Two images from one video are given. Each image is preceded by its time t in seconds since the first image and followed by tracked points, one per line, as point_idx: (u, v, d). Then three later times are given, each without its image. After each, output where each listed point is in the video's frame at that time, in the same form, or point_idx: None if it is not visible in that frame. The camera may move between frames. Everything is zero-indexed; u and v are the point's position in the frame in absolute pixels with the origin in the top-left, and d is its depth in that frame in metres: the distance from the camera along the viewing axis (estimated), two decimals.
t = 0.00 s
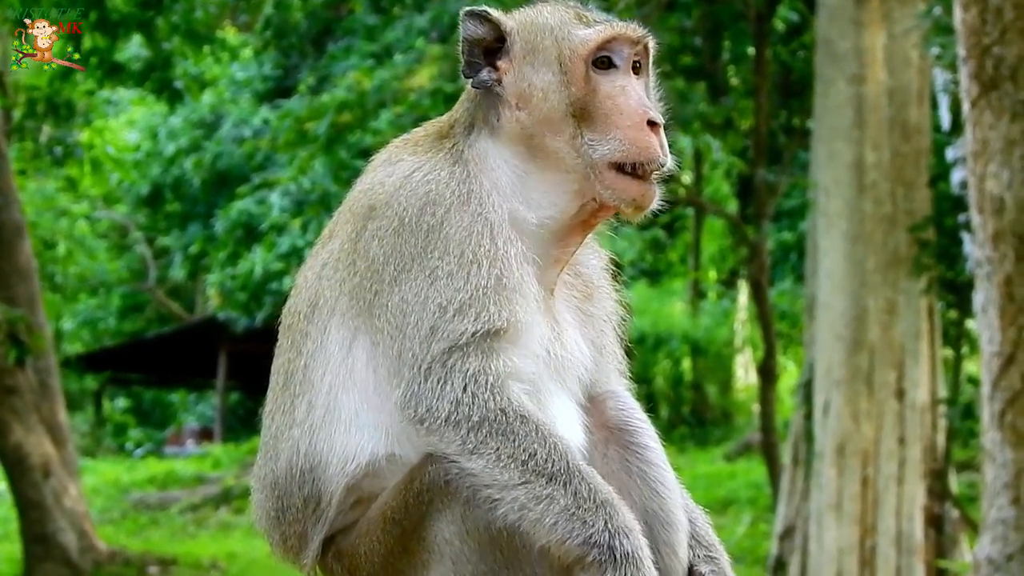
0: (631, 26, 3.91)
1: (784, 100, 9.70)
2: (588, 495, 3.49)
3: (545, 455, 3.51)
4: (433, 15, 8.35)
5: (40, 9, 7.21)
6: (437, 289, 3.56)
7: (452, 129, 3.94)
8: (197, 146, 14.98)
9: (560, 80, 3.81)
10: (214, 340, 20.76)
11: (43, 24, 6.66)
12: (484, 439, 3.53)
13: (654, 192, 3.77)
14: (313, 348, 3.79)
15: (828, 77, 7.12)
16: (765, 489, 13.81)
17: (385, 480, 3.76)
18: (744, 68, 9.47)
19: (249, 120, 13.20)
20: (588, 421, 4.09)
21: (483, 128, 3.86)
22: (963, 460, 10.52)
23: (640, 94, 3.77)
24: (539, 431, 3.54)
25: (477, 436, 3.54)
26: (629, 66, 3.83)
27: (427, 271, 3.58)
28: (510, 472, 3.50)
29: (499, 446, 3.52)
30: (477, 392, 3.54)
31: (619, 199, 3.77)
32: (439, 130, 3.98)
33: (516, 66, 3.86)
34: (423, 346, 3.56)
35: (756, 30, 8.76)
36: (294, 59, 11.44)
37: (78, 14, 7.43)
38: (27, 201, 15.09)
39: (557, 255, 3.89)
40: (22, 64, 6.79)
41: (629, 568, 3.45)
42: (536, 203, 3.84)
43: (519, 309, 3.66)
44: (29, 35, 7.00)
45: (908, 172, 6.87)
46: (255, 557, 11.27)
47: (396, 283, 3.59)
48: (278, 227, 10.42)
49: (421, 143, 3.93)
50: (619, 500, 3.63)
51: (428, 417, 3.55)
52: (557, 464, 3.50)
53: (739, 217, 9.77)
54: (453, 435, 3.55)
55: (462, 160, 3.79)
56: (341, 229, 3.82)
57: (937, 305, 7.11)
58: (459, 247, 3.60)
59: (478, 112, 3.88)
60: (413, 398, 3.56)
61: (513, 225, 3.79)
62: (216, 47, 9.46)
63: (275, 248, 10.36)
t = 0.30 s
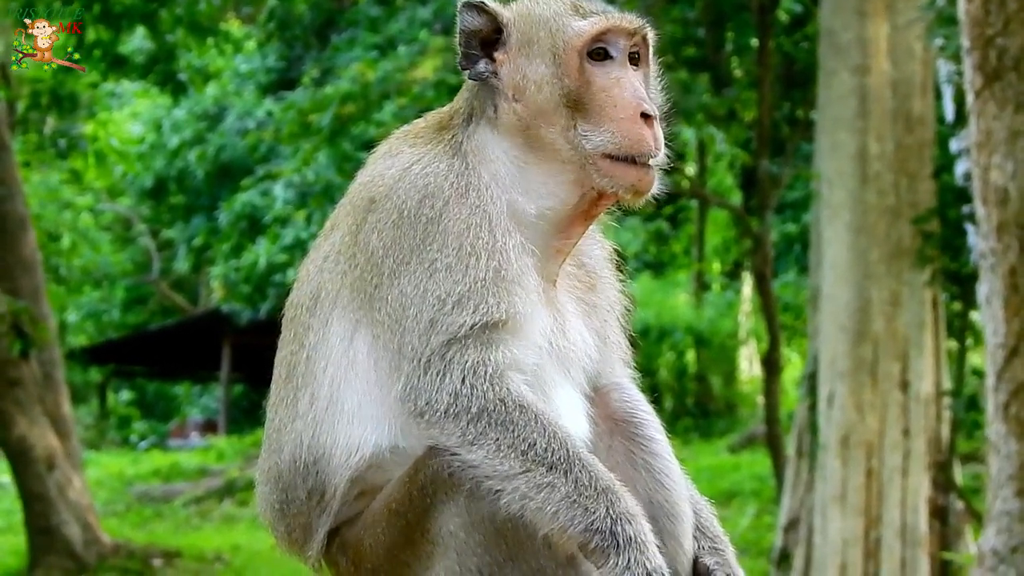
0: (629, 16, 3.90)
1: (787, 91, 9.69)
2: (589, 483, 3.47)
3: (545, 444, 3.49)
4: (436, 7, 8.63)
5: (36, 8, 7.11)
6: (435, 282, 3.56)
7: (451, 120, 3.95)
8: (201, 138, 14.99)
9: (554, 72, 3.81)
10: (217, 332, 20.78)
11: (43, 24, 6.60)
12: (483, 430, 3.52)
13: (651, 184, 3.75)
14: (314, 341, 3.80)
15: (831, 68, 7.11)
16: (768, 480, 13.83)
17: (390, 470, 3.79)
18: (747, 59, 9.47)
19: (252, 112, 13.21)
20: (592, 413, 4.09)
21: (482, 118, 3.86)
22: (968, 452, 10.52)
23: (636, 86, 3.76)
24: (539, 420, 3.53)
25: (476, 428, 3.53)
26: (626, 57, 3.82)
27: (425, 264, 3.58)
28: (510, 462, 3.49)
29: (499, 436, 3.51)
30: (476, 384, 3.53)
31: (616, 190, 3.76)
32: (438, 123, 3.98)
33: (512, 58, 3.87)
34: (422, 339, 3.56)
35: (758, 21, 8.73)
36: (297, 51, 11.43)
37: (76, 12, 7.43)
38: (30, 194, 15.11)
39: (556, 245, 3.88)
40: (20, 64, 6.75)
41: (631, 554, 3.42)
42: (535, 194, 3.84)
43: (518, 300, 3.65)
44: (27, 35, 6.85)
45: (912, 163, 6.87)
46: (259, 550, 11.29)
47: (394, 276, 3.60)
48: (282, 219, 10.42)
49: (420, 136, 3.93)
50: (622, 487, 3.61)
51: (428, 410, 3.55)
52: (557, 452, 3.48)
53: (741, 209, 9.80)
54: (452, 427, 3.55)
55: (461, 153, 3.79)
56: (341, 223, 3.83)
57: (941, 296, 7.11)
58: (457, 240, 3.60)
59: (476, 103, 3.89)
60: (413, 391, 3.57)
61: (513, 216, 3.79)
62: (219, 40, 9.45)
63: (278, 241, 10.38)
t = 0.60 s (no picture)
0: (626, 14, 3.87)
1: (794, 89, 9.67)
2: (593, 475, 3.45)
3: (547, 439, 3.48)
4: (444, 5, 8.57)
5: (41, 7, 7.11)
6: (435, 281, 3.56)
7: (450, 117, 3.94)
8: (207, 135, 15.00)
9: (545, 71, 3.79)
10: (223, 330, 20.80)
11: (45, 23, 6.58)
12: (485, 427, 3.52)
13: (642, 182, 3.73)
14: (315, 341, 3.80)
15: (837, 66, 7.10)
16: (775, 478, 13.82)
17: (395, 468, 3.79)
18: (754, 57, 9.50)
19: (259, 110, 13.22)
20: (598, 410, 4.09)
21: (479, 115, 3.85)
22: (974, 450, 10.50)
23: (629, 84, 3.75)
24: (542, 417, 3.52)
25: (478, 425, 3.53)
26: (620, 55, 3.79)
27: (425, 263, 3.58)
28: (513, 457, 3.48)
29: (501, 432, 3.51)
30: (477, 382, 3.53)
31: (608, 187, 3.75)
32: (438, 121, 3.98)
33: (506, 56, 3.86)
34: (423, 338, 3.56)
35: (765, 18, 8.71)
36: (303, 49, 11.44)
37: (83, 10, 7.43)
38: (37, 191, 15.12)
39: (557, 242, 3.86)
40: (23, 63, 6.74)
41: (637, 546, 3.41)
42: (535, 190, 3.82)
43: (519, 296, 3.65)
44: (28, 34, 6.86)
45: (918, 161, 6.87)
46: (265, 547, 11.31)
47: (395, 276, 3.60)
48: (287, 217, 10.44)
49: (420, 135, 3.92)
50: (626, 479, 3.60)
51: (430, 408, 3.55)
52: (560, 446, 3.47)
53: (748, 207, 9.79)
54: (454, 425, 3.54)
55: (460, 150, 3.78)
56: (342, 222, 3.83)
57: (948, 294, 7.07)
58: (456, 238, 3.60)
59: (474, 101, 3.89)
60: (415, 390, 3.57)
61: (512, 213, 3.77)
62: (225, 37, 9.45)
63: (285, 238, 10.39)
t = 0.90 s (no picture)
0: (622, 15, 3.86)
1: (795, 89, 9.66)
2: (589, 473, 3.44)
3: (543, 439, 3.48)
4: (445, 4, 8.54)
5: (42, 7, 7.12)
6: (430, 283, 3.56)
7: (447, 118, 3.94)
8: (209, 135, 15.01)
9: (541, 72, 3.78)
10: (225, 329, 20.81)
11: (44, 24, 6.58)
12: (480, 428, 3.52)
13: (638, 187, 3.71)
14: (313, 343, 3.80)
15: (839, 66, 7.10)
16: (775, 478, 13.82)
17: (392, 468, 3.78)
18: (755, 56, 9.51)
19: (260, 109, 13.23)
20: (596, 412, 4.08)
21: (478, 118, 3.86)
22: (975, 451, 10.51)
23: (625, 85, 3.73)
24: (538, 417, 3.52)
25: (474, 426, 3.53)
26: (616, 56, 3.79)
27: (420, 266, 3.58)
28: (509, 458, 3.48)
29: (497, 433, 3.51)
30: (472, 383, 3.53)
31: (604, 190, 3.72)
32: (434, 123, 3.97)
33: (502, 56, 3.85)
34: (419, 341, 3.56)
35: (766, 18, 8.71)
36: (305, 48, 11.44)
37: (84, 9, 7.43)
38: (38, 190, 15.12)
39: (552, 245, 3.85)
40: (24, 61, 6.74)
41: (634, 544, 3.40)
42: (530, 193, 3.81)
43: (515, 298, 3.64)
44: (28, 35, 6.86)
45: (919, 161, 6.87)
46: (265, 547, 11.31)
47: (390, 278, 3.59)
48: (288, 216, 10.43)
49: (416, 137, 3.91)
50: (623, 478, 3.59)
51: (427, 410, 3.55)
52: (556, 446, 3.46)
53: (749, 207, 9.79)
54: (450, 426, 3.54)
55: (455, 151, 3.77)
56: (338, 224, 3.82)
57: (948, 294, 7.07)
58: (452, 240, 3.60)
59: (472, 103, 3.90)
60: (411, 392, 3.57)
61: (507, 214, 3.76)
62: (226, 36, 9.45)
63: (285, 238, 10.39)
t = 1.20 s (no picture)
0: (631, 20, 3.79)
1: (792, 92, 9.65)
2: (582, 476, 3.44)
3: (536, 443, 3.47)
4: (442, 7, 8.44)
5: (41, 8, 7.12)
6: (421, 289, 3.54)
7: (443, 123, 3.92)
8: (206, 138, 15.01)
9: (553, 73, 3.70)
10: (222, 332, 20.79)
11: (44, 24, 6.58)
12: (473, 433, 3.51)
13: (645, 189, 3.68)
14: (307, 350, 3.80)
15: (836, 69, 7.10)
16: (772, 482, 13.83)
17: (388, 475, 3.77)
18: (752, 60, 9.49)
19: (257, 113, 13.24)
20: (592, 415, 4.08)
21: (474, 120, 3.82)
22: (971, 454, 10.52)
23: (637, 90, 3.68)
24: (531, 420, 3.50)
25: (466, 431, 3.51)
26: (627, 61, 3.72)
27: (411, 271, 3.56)
28: (501, 463, 3.47)
29: (489, 438, 3.50)
30: (463, 389, 3.51)
31: (608, 191, 3.69)
32: (428, 128, 3.95)
33: (510, 55, 3.77)
34: (410, 347, 3.55)
35: (763, 22, 8.73)
36: (301, 51, 11.44)
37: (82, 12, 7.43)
38: (35, 194, 15.12)
39: (549, 248, 3.83)
40: (23, 63, 6.74)
41: (629, 545, 3.40)
42: (525, 195, 3.78)
43: (506, 302, 3.63)
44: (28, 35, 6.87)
45: (915, 165, 6.87)
46: (262, 550, 11.30)
47: (382, 284, 3.58)
48: (285, 220, 10.43)
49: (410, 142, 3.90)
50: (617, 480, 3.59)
51: (420, 416, 3.54)
52: (548, 449, 3.46)
53: (746, 211, 9.80)
54: (442, 432, 3.53)
55: (447, 157, 3.76)
56: (332, 230, 3.81)
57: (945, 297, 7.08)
58: (443, 245, 3.58)
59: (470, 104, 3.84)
60: (403, 398, 3.55)
61: (498, 220, 3.74)
62: (223, 39, 9.44)
63: (282, 242, 10.39)
